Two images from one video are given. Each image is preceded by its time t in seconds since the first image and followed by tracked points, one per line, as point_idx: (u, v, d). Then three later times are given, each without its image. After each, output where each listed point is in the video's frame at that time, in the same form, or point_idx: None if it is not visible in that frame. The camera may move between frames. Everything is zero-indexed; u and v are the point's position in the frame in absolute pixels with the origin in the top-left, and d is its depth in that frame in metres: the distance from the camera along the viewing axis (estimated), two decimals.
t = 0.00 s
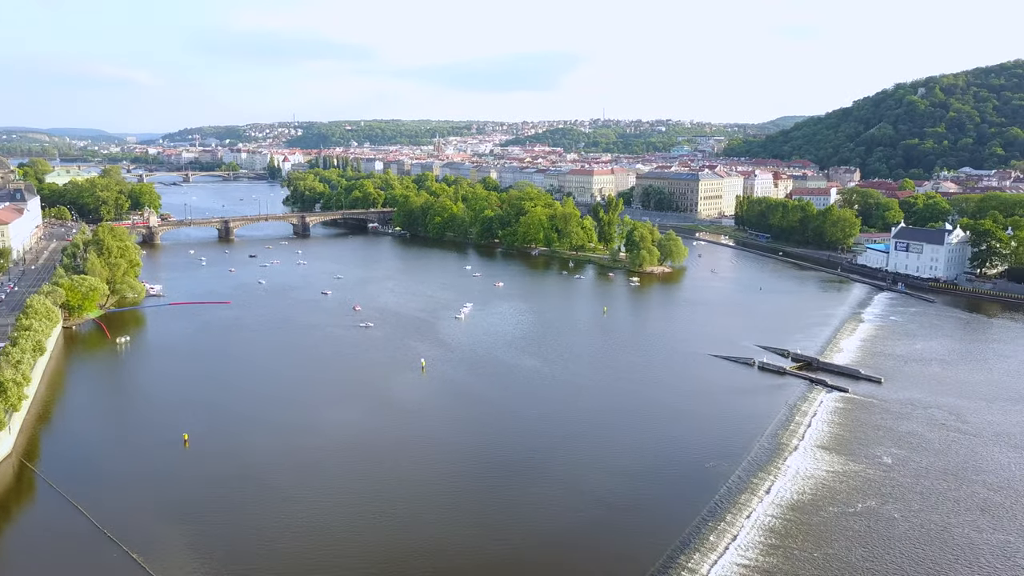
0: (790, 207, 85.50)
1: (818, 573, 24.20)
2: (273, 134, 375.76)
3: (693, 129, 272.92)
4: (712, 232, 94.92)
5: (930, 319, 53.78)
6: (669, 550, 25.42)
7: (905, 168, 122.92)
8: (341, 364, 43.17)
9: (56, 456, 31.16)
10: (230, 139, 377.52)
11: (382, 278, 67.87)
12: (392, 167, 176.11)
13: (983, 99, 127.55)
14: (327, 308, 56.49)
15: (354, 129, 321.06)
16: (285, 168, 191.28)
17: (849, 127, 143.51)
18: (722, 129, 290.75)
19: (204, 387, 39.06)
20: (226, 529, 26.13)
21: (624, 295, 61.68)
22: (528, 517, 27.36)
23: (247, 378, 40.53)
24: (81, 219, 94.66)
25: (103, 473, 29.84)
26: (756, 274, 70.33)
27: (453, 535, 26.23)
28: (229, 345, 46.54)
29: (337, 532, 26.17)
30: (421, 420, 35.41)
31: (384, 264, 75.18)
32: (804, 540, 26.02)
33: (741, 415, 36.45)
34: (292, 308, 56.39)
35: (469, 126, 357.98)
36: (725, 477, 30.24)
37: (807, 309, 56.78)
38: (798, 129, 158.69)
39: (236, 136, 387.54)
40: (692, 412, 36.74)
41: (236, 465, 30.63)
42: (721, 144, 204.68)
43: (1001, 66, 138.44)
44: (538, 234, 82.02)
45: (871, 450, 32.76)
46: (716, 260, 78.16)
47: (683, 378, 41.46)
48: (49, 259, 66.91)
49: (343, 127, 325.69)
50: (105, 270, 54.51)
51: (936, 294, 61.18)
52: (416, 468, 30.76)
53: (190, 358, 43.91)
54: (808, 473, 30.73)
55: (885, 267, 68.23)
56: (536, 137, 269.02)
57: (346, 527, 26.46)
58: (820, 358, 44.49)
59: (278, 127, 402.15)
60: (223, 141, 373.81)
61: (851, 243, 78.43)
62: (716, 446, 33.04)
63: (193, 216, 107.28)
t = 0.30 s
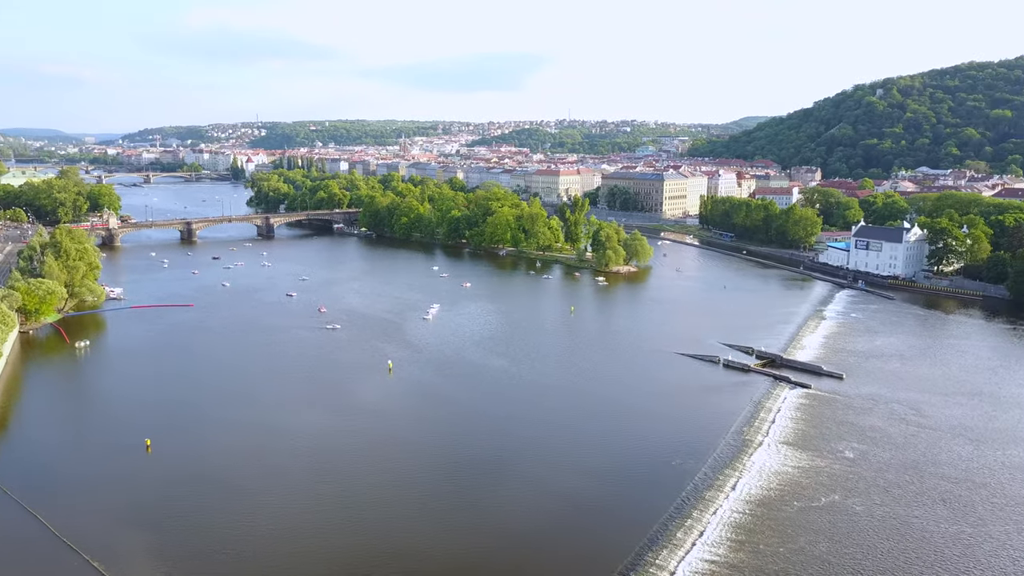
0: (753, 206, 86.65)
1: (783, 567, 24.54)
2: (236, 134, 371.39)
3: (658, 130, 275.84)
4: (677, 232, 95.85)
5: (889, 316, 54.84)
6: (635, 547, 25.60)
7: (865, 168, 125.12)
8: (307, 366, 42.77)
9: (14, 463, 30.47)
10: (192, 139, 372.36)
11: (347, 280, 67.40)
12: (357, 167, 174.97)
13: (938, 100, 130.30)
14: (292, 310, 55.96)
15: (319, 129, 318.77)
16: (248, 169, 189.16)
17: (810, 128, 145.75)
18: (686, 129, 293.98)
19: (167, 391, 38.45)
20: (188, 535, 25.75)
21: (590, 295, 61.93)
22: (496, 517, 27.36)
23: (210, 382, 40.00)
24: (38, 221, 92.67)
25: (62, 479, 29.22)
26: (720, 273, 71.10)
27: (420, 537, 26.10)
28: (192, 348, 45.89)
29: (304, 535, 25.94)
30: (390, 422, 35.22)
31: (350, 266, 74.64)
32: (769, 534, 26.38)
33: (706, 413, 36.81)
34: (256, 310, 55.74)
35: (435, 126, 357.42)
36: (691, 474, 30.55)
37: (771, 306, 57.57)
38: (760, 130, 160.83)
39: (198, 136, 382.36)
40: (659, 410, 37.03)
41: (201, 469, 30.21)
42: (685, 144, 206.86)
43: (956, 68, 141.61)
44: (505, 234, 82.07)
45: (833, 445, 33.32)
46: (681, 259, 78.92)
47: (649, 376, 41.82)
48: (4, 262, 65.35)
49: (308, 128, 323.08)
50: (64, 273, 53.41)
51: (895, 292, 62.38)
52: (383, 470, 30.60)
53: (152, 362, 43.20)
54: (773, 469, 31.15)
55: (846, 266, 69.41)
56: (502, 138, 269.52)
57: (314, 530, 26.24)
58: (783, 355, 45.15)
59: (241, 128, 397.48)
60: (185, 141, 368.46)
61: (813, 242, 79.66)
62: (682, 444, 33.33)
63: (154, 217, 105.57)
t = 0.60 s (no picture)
0: (717, 206, 87.63)
1: (749, 562, 24.85)
2: (198, 134, 366.37)
3: (622, 129, 278.19)
4: (642, 231, 96.59)
5: (850, 313, 55.82)
6: (603, 545, 25.72)
7: (825, 167, 127.16)
8: (271, 369, 42.30)
9: None
10: (152, 139, 366.47)
11: (312, 281, 66.81)
12: (321, 167, 173.47)
13: (896, 101, 132.98)
14: (256, 312, 55.33)
15: (283, 129, 315.82)
16: (210, 170, 186.55)
17: (772, 128, 147.71)
18: (651, 129, 296.62)
19: (127, 396, 37.76)
20: (151, 541, 25.35)
21: (557, 295, 62.10)
22: (464, 517, 27.32)
23: (173, 385, 39.38)
24: None
25: (19, 487, 28.54)
26: (685, 272, 71.76)
27: (388, 539, 25.97)
28: (153, 352, 45.07)
29: (270, 539, 25.66)
30: (356, 424, 34.97)
31: (315, 267, 73.98)
32: (736, 530, 26.70)
33: (672, 410, 37.14)
34: (219, 313, 55.02)
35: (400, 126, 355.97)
36: (657, 471, 30.81)
37: (735, 304, 58.25)
38: (723, 130, 162.62)
39: (158, 136, 376.34)
40: (625, 409, 37.25)
41: (164, 475, 29.73)
42: (650, 144, 208.47)
43: (912, 70, 144.70)
44: (472, 234, 82.00)
45: (796, 440, 33.86)
46: (646, 258, 79.52)
47: (615, 375, 42.06)
48: None
49: (272, 128, 319.80)
50: (20, 277, 52.21)
51: (855, 289, 63.49)
52: (350, 472, 30.39)
53: (112, 366, 42.41)
54: (738, 465, 31.53)
55: (808, 264, 70.50)
56: (467, 138, 269.41)
57: (280, 534, 25.97)
58: (747, 352, 45.74)
59: (202, 128, 391.88)
60: (145, 142, 362.47)
61: (775, 240, 80.77)
62: (649, 442, 33.58)
63: (113, 219, 103.63)
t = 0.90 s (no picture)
0: (681, 206, 88.40)
1: (716, 558, 25.12)
2: (158, 134, 360.90)
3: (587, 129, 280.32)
4: (607, 231, 97.10)
5: (812, 310, 56.71)
6: (572, 543, 25.83)
7: (786, 167, 129.14)
8: (235, 373, 41.76)
9: None
10: (111, 139, 360.29)
11: (276, 283, 66.12)
12: (285, 168, 171.81)
13: (854, 102, 135.47)
14: (219, 315, 54.60)
15: (246, 129, 312.60)
16: (171, 171, 183.82)
17: (734, 129, 149.54)
18: (615, 130, 299.16)
19: (86, 401, 37.00)
20: (113, 548, 24.89)
21: (523, 295, 62.18)
22: (433, 518, 27.24)
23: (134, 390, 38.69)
24: None
25: None
26: (651, 271, 72.30)
27: (355, 541, 25.79)
28: (112, 356, 44.24)
29: (235, 545, 25.32)
30: (321, 427, 34.67)
31: (279, 269, 73.22)
32: (702, 526, 26.98)
33: (639, 409, 37.40)
34: (181, 316, 54.18)
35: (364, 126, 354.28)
36: (624, 469, 31.01)
37: (700, 303, 58.85)
38: (686, 130, 164.31)
39: (117, 137, 370.02)
40: (592, 407, 37.42)
41: (125, 481, 29.19)
42: (614, 144, 209.88)
43: (870, 72, 147.59)
44: (438, 234, 81.81)
45: (760, 436, 34.34)
46: (612, 257, 80.01)
47: (582, 374, 42.23)
48: None
49: (234, 128, 316.24)
50: None
51: (817, 287, 64.52)
52: (317, 475, 30.12)
53: (70, 371, 41.52)
54: (704, 461, 31.86)
55: (771, 262, 71.49)
56: (432, 138, 269.20)
57: (245, 539, 25.64)
58: (712, 350, 46.27)
59: (162, 128, 385.98)
60: (103, 142, 356.12)
61: (738, 240, 81.74)
62: (616, 440, 33.78)
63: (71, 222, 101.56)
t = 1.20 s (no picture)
0: (646, 206, 89.02)
1: (684, 554, 25.35)
2: (117, 134, 354.85)
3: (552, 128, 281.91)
4: (573, 231, 97.42)
5: (775, 308, 57.50)
6: (541, 543, 25.89)
7: (749, 167, 130.83)
8: (198, 376, 41.14)
9: None
10: (68, 140, 353.52)
11: (240, 285, 65.28)
12: (248, 168, 169.89)
13: (815, 102, 137.67)
14: (182, 318, 53.77)
15: (208, 129, 308.84)
16: (131, 172, 180.88)
17: (698, 129, 151.11)
18: (581, 130, 300.96)
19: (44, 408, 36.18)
20: (74, 558, 24.37)
21: (490, 295, 62.13)
22: (401, 521, 27.08)
23: (93, 395, 37.92)
24: None
25: None
26: (617, 270, 72.69)
27: (323, 545, 25.56)
28: (72, 361, 43.33)
29: (200, 551, 24.95)
30: (286, 430, 34.29)
31: (243, 270, 72.30)
32: (670, 523, 27.21)
33: (606, 407, 37.58)
34: (142, 319, 53.24)
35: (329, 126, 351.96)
36: (592, 467, 31.15)
37: (665, 302, 59.32)
38: (651, 131, 165.72)
39: (75, 137, 363.15)
40: (559, 407, 37.50)
41: (85, 488, 28.59)
42: (580, 144, 210.96)
43: (829, 73, 150.12)
44: (404, 235, 81.43)
45: (726, 433, 34.74)
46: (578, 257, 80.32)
47: (549, 374, 42.30)
48: None
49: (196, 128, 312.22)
50: None
51: (780, 285, 65.38)
52: (283, 478, 29.82)
53: (27, 377, 40.56)
54: (670, 459, 32.11)
55: (735, 261, 72.26)
56: (398, 138, 268.46)
57: (210, 545, 25.29)
58: (678, 348, 46.66)
59: (122, 129, 379.53)
60: (60, 142, 349.25)
61: (703, 238, 82.48)
62: (583, 438, 33.92)
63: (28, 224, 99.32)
